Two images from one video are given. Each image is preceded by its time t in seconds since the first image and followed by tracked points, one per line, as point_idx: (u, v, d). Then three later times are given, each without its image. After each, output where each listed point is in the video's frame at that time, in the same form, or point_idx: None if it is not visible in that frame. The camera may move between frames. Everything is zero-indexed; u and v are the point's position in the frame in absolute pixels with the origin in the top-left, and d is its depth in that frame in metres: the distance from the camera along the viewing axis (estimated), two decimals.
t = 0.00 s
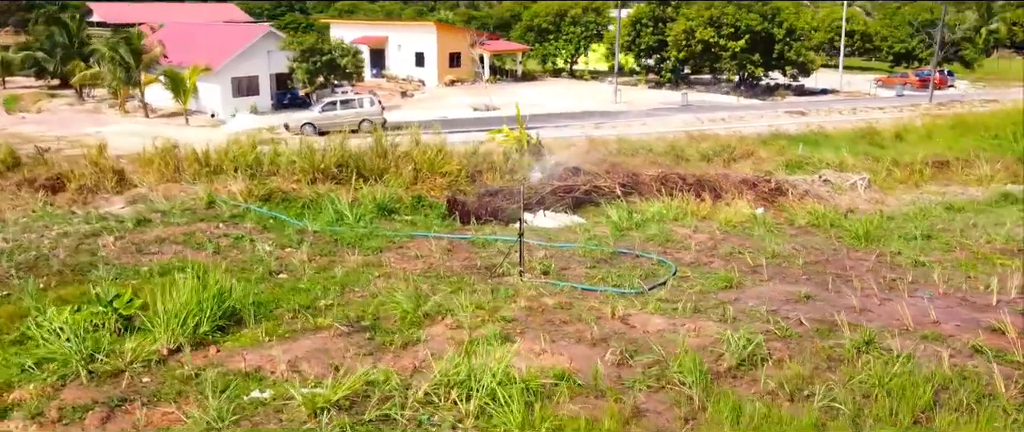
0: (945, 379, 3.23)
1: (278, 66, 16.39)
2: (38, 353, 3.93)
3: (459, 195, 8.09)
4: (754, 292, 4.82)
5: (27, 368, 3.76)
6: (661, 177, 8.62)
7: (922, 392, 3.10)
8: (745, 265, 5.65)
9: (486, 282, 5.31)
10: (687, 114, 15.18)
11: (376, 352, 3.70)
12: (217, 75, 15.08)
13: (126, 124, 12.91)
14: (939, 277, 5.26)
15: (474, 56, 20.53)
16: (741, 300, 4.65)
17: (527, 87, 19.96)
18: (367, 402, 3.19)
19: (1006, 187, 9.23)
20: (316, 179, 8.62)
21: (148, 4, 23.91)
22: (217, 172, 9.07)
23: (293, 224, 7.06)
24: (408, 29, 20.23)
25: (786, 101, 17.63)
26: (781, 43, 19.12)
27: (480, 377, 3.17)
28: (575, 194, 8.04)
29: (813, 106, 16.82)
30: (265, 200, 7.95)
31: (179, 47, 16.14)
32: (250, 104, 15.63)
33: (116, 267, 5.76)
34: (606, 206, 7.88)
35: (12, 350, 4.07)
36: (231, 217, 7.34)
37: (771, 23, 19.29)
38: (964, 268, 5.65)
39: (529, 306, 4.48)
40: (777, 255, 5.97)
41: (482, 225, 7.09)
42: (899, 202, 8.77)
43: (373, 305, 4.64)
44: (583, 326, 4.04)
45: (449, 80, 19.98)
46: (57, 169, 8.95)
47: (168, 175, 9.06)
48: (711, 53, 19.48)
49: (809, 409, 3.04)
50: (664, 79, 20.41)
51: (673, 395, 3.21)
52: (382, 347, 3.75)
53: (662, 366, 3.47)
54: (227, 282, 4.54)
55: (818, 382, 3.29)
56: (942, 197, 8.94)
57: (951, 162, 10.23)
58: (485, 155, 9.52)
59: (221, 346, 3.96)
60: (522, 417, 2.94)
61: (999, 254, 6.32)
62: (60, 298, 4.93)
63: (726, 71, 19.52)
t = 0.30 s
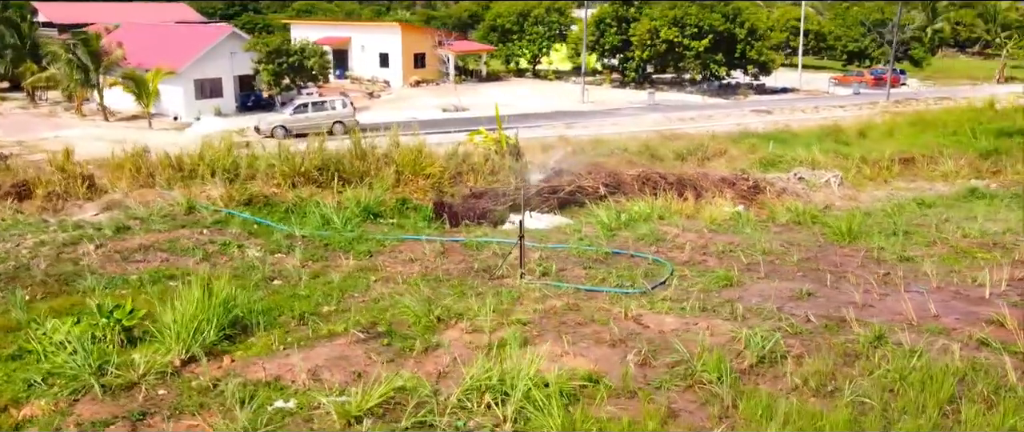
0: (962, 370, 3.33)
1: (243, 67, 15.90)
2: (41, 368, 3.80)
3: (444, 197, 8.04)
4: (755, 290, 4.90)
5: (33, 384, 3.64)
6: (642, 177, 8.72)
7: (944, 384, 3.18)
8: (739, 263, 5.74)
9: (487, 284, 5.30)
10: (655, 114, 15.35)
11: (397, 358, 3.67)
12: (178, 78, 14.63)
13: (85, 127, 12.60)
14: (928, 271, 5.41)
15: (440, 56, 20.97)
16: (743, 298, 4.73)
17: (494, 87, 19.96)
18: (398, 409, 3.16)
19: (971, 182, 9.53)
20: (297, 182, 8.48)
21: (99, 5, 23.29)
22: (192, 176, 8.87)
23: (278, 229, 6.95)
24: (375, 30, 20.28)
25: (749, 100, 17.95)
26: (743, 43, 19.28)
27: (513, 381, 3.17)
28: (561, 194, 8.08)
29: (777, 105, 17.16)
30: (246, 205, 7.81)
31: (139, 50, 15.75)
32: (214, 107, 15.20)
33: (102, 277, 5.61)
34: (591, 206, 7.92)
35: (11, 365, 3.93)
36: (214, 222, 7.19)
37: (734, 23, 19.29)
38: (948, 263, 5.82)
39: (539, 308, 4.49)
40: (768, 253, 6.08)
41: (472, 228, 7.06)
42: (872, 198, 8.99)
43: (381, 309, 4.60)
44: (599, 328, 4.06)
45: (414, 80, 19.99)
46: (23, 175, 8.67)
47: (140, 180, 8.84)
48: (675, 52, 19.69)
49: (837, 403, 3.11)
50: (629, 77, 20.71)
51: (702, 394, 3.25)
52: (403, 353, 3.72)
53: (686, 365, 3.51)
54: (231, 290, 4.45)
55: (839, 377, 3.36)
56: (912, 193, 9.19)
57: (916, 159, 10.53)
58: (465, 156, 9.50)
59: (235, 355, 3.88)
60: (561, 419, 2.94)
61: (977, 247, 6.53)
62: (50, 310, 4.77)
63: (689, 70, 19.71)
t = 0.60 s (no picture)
0: (974, 361, 3.44)
1: (205, 70, 15.46)
2: (47, 383, 3.69)
3: (428, 200, 8.01)
4: (755, 288, 5.00)
5: (42, 400, 3.52)
6: (623, 177, 8.81)
7: (961, 377, 3.29)
8: (733, 261, 5.84)
9: (487, 286, 5.31)
10: (623, 114, 15.51)
11: (419, 364, 3.65)
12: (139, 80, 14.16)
13: (42, 132, 11.78)
14: (915, 266, 5.59)
15: (405, 57, 20.80)
16: (745, 296, 4.82)
17: (459, 87, 19.92)
18: (431, 415, 3.15)
19: (936, 178, 9.84)
20: (277, 186, 8.36)
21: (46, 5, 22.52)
22: (167, 182, 8.67)
23: (264, 234, 6.84)
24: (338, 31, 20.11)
25: (712, 100, 18.24)
26: (705, 43, 19.54)
27: (546, 384, 3.18)
28: (545, 196, 8.12)
29: (740, 104, 17.46)
30: (227, 210, 7.66)
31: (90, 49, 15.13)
32: (176, 110, 14.76)
33: (90, 288, 5.44)
34: (576, 207, 7.97)
35: (13, 381, 3.80)
36: (197, 229, 7.04)
37: (696, 23, 19.51)
38: (930, 256, 6.02)
39: (548, 310, 4.51)
40: (757, 250, 6.20)
41: (460, 231, 7.04)
42: (844, 195, 9.21)
43: (388, 315, 4.57)
44: (613, 328, 4.10)
45: (379, 83, 19.80)
46: None
47: (112, 186, 8.61)
48: (638, 52, 19.87)
49: (862, 397, 3.19)
50: (592, 78, 20.75)
51: (729, 392, 3.31)
52: (424, 358, 3.71)
53: (707, 363, 3.56)
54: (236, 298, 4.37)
55: (858, 372, 3.45)
56: (881, 189, 9.45)
57: (882, 156, 10.83)
58: (444, 156, 9.47)
59: (249, 365, 3.82)
60: (600, 421, 2.97)
61: (953, 241, 6.75)
62: (41, 324, 4.61)
63: (653, 70, 19.88)
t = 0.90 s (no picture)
0: (982, 351, 3.58)
1: (164, 72, 14.82)
2: (59, 399, 3.58)
3: (412, 202, 7.97)
4: (753, 285, 5.09)
5: (57, 416, 3.41)
6: (602, 177, 8.88)
7: (973, 367, 3.41)
8: (726, 259, 5.94)
9: (488, 289, 5.30)
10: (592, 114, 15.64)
11: (442, 368, 3.64)
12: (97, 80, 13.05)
13: None
14: (900, 260, 5.77)
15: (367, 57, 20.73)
16: (747, 293, 4.91)
17: (423, 87, 19.84)
18: (466, 419, 3.14)
19: (901, 174, 10.14)
20: (257, 190, 8.24)
21: None
22: (140, 187, 8.45)
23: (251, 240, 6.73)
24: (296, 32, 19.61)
25: (675, 99, 18.50)
26: (667, 43, 19.53)
27: (579, 386, 3.20)
28: (529, 196, 8.12)
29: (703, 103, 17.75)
30: (208, 216, 7.52)
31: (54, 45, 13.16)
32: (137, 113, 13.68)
33: (79, 299, 5.28)
34: (560, 207, 7.99)
35: (19, 397, 3.67)
36: (179, 235, 6.89)
37: (657, 23, 19.65)
38: (910, 250, 6.22)
39: (558, 311, 4.53)
40: (746, 248, 6.31)
41: (448, 233, 7.00)
42: (817, 192, 9.43)
43: (397, 320, 4.54)
44: (627, 328, 4.15)
45: (342, 84, 19.66)
46: None
47: (83, 192, 8.35)
48: (602, 52, 20.09)
49: (883, 389, 3.28)
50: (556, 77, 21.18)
51: (755, 388, 3.37)
52: (446, 363, 3.69)
53: (728, 360, 3.62)
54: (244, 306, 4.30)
55: (874, 365, 3.55)
56: (851, 186, 9.71)
57: (848, 153, 11.11)
58: (422, 157, 9.42)
59: (268, 374, 3.76)
60: (639, 420, 3.00)
61: (929, 234, 6.98)
62: (36, 338, 4.46)
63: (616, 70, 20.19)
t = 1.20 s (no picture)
0: (988, 341, 3.71)
1: (121, 75, 14.32)
2: (72, 414, 3.48)
3: (397, 205, 7.93)
4: (751, 282, 5.20)
5: None
6: (582, 178, 8.96)
7: (981, 358, 3.54)
8: (718, 256, 6.04)
9: (490, 291, 5.30)
10: (559, 114, 15.73)
11: (465, 371, 3.64)
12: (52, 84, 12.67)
13: None
14: (884, 254, 5.94)
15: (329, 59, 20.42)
16: (747, 289, 5.01)
17: (387, 89, 19.71)
18: (501, 422, 3.15)
19: (867, 171, 10.43)
20: (237, 195, 8.10)
21: None
22: (113, 193, 8.23)
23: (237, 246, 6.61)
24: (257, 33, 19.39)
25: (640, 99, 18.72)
26: (629, 43, 19.85)
27: (611, 386, 3.24)
28: (513, 196, 8.13)
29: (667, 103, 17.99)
30: (189, 222, 7.37)
31: None
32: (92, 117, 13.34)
33: (69, 309, 5.13)
34: (544, 208, 8.02)
35: (27, 412, 3.55)
36: (162, 242, 6.73)
37: (619, 23, 19.83)
38: (891, 245, 6.42)
39: (567, 312, 4.56)
40: (735, 245, 6.43)
41: (437, 236, 6.98)
42: (789, 189, 9.65)
43: (407, 325, 4.52)
44: (640, 327, 4.19)
45: (304, 86, 19.30)
46: None
47: (53, 199, 8.10)
48: (565, 53, 20.13)
49: (901, 380, 3.38)
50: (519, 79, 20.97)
51: (778, 382, 3.45)
52: (469, 366, 3.69)
53: (746, 355, 3.70)
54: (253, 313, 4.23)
55: (886, 358, 3.67)
56: (821, 183, 9.96)
57: (815, 151, 11.39)
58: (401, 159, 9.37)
59: (286, 381, 3.71)
60: (674, 417, 3.05)
61: (905, 229, 7.21)
62: (32, 351, 4.32)
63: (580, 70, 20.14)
